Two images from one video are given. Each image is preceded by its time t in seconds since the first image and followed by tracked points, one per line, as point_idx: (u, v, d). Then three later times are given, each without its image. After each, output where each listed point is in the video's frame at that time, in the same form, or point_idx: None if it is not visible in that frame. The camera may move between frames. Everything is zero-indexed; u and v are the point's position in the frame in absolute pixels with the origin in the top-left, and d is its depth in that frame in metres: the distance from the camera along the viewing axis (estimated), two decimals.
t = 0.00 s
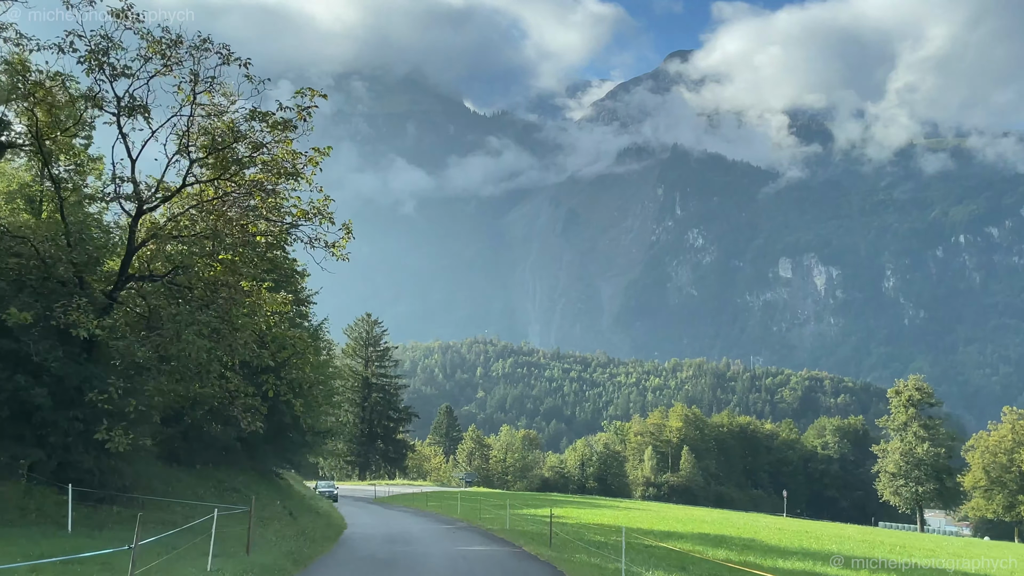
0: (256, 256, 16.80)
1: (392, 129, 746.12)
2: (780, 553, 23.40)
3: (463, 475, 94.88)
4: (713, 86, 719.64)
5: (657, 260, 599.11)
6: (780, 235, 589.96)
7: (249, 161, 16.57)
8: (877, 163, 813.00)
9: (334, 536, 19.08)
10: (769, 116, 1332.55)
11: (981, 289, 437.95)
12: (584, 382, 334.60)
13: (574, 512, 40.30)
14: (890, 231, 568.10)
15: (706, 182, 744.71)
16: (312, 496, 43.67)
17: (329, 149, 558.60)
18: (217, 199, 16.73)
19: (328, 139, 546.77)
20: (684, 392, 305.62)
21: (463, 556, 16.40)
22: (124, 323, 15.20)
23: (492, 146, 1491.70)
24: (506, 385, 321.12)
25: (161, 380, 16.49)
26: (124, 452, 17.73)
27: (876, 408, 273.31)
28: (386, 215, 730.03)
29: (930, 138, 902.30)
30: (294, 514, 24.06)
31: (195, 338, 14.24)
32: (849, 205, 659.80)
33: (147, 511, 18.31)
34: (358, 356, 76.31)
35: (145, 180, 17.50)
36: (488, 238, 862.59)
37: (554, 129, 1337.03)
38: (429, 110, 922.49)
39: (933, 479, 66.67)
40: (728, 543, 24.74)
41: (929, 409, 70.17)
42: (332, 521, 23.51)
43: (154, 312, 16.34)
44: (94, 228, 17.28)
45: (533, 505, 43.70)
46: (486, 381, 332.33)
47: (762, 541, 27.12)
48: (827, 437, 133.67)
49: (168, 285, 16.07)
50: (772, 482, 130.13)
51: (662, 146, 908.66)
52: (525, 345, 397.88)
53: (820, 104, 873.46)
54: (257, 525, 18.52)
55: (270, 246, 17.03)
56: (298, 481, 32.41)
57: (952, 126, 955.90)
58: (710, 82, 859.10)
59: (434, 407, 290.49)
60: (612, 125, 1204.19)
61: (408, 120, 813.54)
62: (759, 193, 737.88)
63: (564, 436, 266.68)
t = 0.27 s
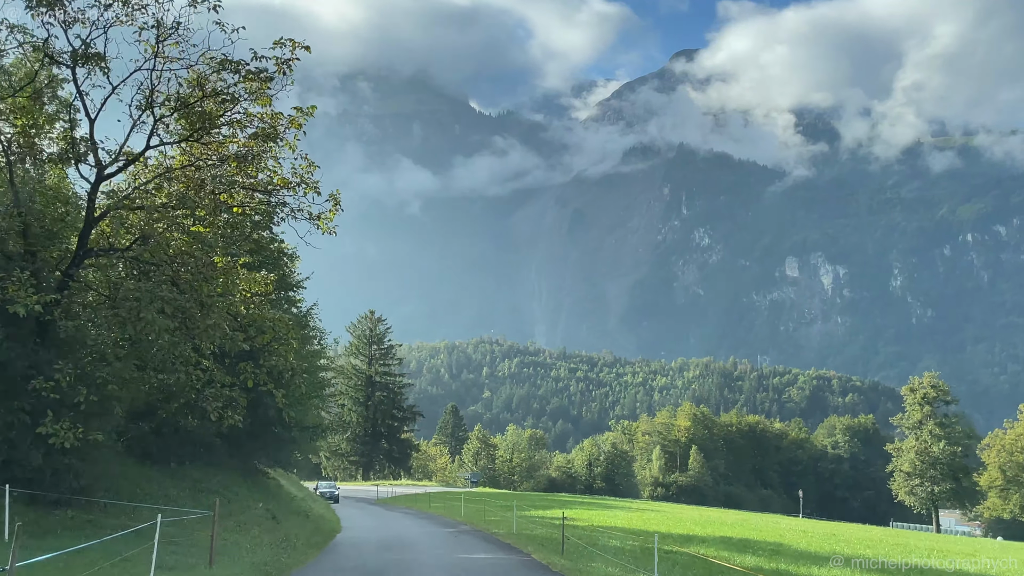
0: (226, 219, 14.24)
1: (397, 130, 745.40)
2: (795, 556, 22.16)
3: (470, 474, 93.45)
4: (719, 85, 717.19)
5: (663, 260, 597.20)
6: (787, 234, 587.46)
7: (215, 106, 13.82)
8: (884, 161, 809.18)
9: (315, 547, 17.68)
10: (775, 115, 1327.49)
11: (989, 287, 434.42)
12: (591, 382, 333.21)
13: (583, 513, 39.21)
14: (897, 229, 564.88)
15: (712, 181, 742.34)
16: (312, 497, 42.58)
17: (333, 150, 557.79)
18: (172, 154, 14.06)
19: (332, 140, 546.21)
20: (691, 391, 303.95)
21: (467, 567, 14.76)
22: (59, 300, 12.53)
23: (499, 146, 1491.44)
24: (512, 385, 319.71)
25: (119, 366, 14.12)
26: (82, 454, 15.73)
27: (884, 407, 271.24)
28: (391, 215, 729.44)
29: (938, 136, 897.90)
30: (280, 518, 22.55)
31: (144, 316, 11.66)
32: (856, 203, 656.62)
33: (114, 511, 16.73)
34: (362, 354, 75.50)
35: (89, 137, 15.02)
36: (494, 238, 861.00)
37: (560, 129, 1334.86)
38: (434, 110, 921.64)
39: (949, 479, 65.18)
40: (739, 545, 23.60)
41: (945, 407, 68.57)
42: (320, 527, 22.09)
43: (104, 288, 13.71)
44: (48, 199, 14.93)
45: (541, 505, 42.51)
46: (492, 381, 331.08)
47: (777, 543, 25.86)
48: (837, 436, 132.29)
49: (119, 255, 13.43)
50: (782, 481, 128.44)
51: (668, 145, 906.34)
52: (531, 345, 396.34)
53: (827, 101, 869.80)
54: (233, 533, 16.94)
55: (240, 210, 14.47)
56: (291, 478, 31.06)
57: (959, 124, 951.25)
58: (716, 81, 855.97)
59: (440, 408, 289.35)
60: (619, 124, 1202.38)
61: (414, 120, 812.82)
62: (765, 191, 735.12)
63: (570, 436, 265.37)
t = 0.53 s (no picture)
0: (198, 181, 12.04)
1: (403, 131, 744.73)
2: (814, 558, 20.81)
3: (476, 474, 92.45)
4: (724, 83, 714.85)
5: (669, 259, 595.36)
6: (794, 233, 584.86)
7: (180, 41, 11.42)
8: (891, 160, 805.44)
9: (299, 555, 16.04)
10: (781, 114, 1324.62)
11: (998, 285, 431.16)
12: (598, 382, 331.75)
13: (592, 513, 37.80)
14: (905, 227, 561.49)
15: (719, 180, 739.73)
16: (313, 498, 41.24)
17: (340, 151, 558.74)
18: (130, 93, 11.71)
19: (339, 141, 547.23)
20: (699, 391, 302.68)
21: None
22: None
23: (505, 147, 1490.39)
24: (519, 385, 318.64)
25: (64, 363, 11.60)
26: (37, 455, 13.72)
27: (894, 405, 269.38)
28: (398, 216, 728.84)
29: (945, 134, 893.79)
30: (266, 520, 20.87)
31: (98, 287, 9.31)
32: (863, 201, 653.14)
33: (76, 522, 14.73)
34: (366, 353, 74.55)
35: (31, 76, 12.61)
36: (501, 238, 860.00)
37: (565, 128, 1332.32)
38: (440, 111, 921.53)
39: (967, 477, 63.82)
40: (752, 548, 22.39)
41: (964, 402, 66.80)
42: (312, 534, 20.48)
43: (50, 259, 11.41)
44: None
45: (549, 506, 41.26)
46: (499, 381, 330.09)
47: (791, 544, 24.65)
48: (847, 436, 130.88)
49: (63, 224, 10.84)
50: (792, 482, 126.92)
51: (674, 145, 904.14)
52: (537, 345, 395.16)
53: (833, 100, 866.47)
54: (204, 541, 15.20)
55: (215, 170, 12.20)
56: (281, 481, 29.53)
57: (966, 122, 946.05)
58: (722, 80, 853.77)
59: (446, 407, 288.61)
60: (624, 124, 1201.84)
61: (420, 121, 812.88)
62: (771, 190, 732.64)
63: (578, 435, 264.62)
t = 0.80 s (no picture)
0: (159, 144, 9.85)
1: (410, 132, 744.38)
2: (836, 563, 19.39)
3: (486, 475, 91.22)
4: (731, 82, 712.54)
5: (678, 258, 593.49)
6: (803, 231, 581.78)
7: None
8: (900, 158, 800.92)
9: (278, 566, 14.39)
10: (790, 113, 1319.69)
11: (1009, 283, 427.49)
12: (607, 382, 330.29)
13: (604, 516, 36.42)
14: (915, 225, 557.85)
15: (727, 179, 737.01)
16: (315, 501, 39.94)
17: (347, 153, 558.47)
18: (73, 30, 9.85)
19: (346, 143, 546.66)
20: (709, 391, 300.98)
21: None
22: None
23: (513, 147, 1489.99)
24: (527, 386, 317.46)
25: None
26: None
27: (905, 403, 267.00)
28: (405, 217, 728.50)
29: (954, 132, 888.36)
30: (247, 526, 19.24)
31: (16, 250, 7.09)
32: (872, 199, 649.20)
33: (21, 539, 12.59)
34: (372, 351, 73.66)
35: None
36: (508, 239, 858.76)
37: (572, 128, 1329.99)
38: (447, 112, 921.32)
39: (988, 476, 62.14)
40: (773, 554, 20.88)
41: (983, 400, 65.16)
42: (301, 538, 18.80)
43: None
44: None
45: (560, 507, 39.96)
46: (508, 382, 329.07)
47: (813, 549, 23.21)
48: (860, 434, 129.09)
49: None
50: (805, 481, 125.37)
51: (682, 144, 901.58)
52: (546, 345, 393.80)
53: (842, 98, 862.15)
54: (173, 564, 13.16)
55: (184, 131, 9.97)
56: (272, 482, 28.03)
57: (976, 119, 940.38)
58: (729, 78, 850.47)
59: (455, 408, 287.74)
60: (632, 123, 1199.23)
61: (427, 122, 812.29)
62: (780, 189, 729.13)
63: (587, 436, 263.37)
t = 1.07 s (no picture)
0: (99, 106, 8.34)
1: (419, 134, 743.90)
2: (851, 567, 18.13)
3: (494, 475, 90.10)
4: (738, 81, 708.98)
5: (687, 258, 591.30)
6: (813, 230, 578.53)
7: None
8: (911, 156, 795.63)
9: None
10: (800, 112, 1314.27)
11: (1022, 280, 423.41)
12: (617, 382, 328.69)
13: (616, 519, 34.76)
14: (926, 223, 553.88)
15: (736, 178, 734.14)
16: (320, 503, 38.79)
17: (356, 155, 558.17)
18: None
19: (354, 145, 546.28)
20: (720, 390, 299.32)
21: None
22: None
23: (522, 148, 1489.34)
24: (537, 386, 316.02)
25: None
26: None
27: (918, 403, 264.22)
28: (414, 218, 728.16)
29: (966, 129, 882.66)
30: (220, 532, 17.77)
31: None
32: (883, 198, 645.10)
33: None
34: (377, 350, 72.47)
35: None
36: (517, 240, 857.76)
37: (581, 129, 1328.09)
38: (456, 113, 920.80)
39: (1012, 475, 60.40)
40: (797, 559, 19.22)
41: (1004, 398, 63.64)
42: (287, 546, 17.29)
43: None
44: None
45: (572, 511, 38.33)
46: (517, 382, 327.91)
47: (833, 554, 21.83)
48: (875, 433, 126.99)
49: None
50: (819, 481, 123.74)
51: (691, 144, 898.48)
52: (555, 346, 392.42)
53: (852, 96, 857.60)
54: None
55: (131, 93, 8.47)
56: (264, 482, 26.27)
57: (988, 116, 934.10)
58: (737, 76, 846.27)
59: (464, 409, 286.65)
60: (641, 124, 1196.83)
61: (435, 124, 811.58)
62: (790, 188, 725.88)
63: (597, 437, 262.17)
